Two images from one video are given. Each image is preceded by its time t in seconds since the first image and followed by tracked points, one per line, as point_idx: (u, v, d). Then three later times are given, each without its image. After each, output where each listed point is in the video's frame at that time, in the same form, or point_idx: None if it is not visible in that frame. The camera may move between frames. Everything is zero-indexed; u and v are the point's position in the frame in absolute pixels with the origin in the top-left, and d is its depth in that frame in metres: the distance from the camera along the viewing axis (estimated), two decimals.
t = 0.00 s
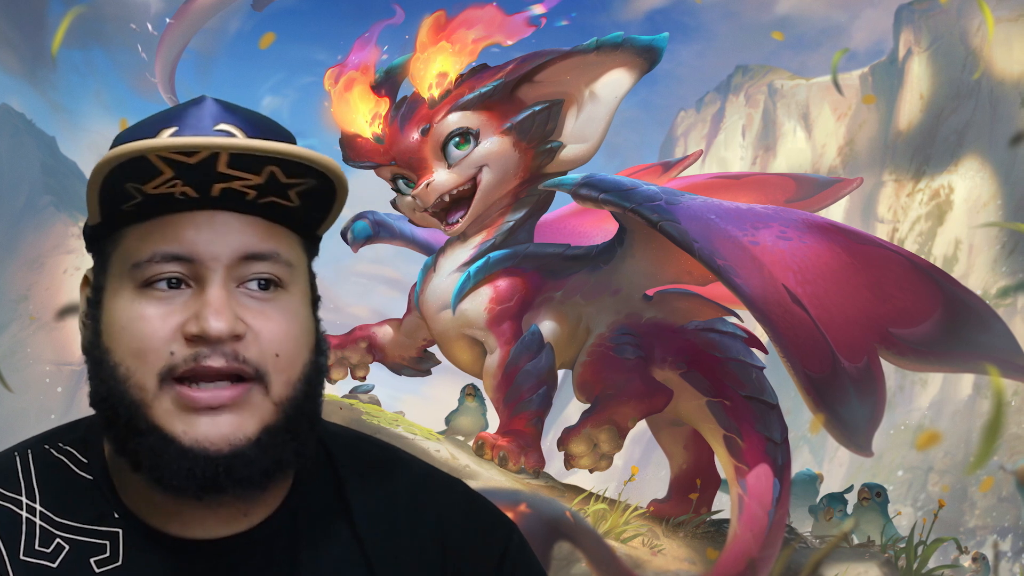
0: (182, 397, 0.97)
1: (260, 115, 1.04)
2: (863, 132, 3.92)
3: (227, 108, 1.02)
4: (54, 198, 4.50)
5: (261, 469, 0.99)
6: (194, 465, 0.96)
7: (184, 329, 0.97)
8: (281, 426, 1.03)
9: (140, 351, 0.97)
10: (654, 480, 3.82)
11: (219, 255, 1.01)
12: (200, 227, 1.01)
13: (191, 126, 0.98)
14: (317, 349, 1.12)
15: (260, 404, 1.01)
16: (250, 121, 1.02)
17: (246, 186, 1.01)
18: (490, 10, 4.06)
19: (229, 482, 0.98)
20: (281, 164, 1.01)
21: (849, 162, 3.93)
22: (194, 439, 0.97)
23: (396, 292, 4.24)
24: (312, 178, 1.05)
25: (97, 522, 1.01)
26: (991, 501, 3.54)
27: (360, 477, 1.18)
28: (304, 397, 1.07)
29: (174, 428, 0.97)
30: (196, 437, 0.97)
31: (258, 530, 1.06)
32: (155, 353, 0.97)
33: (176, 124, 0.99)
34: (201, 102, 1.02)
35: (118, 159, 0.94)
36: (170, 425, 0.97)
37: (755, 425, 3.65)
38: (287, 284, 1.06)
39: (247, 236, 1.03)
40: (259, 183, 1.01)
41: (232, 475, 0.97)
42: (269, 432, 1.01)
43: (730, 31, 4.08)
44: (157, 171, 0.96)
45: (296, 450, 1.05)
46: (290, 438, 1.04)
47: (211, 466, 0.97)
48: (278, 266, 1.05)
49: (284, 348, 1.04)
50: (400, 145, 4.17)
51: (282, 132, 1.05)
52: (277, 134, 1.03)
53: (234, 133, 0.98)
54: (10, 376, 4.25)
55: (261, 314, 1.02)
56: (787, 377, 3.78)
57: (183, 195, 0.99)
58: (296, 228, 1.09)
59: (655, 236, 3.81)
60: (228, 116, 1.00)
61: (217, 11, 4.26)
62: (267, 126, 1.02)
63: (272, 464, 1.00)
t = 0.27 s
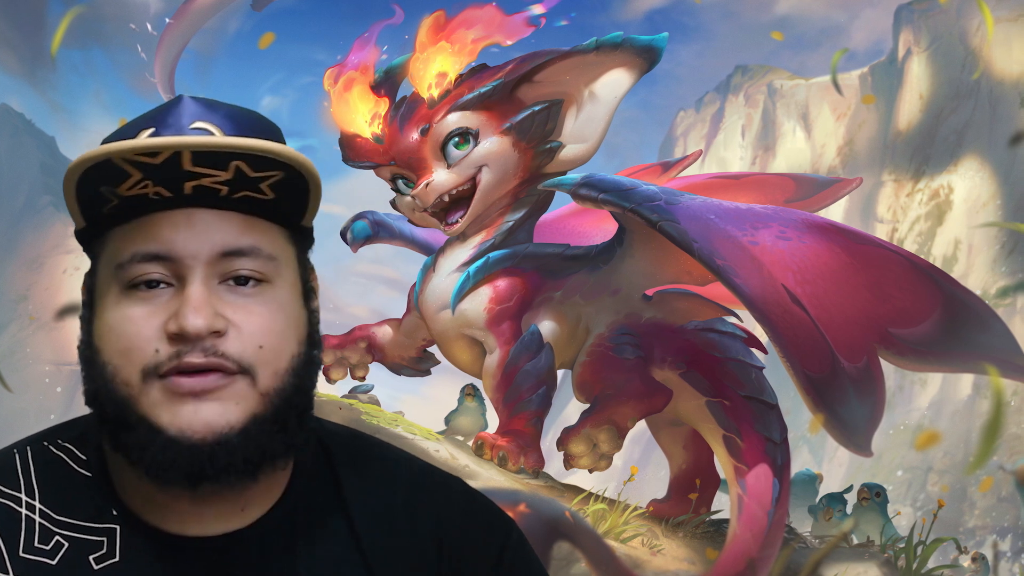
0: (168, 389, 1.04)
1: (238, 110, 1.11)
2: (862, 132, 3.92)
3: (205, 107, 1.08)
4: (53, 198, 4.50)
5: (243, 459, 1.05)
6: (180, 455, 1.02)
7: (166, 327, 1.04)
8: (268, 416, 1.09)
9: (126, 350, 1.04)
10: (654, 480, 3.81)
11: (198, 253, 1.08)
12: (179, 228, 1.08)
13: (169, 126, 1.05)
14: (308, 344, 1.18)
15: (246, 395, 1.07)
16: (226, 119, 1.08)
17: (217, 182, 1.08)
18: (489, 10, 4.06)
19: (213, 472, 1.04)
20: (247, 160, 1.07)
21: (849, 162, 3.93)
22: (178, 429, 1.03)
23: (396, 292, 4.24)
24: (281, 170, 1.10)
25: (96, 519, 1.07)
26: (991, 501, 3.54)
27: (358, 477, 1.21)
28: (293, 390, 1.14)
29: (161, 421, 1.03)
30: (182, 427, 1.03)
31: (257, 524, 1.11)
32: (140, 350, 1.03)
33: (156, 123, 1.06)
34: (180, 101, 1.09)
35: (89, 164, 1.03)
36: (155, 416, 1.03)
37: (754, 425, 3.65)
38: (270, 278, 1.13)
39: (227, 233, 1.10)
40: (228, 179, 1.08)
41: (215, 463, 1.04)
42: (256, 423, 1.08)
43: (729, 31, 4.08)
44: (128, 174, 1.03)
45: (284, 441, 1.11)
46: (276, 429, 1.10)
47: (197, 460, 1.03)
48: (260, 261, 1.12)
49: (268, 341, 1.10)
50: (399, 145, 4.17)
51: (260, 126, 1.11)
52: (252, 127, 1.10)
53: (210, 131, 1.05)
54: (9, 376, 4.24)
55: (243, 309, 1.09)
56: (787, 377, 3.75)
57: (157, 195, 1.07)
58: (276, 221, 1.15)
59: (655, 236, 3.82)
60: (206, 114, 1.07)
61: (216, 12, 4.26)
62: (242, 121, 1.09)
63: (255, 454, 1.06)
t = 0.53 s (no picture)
0: (148, 401, 1.04)
1: (205, 112, 1.11)
2: (862, 132, 3.92)
3: (171, 113, 1.08)
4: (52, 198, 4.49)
5: (227, 468, 1.07)
6: (163, 462, 1.03)
7: (142, 339, 1.05)
8: (251, 422, 1.10)
9: (106, 363, 1.05)
10: (653, 480, 3.81)
11: (171, 264, 1.08)
12: (150, 239, 1.09)
13: (138, 136, 1.05)
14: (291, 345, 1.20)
15: (227, 403, 1.08)
16: (195, 123, 1.08)
17: (181, 194, 1.08)
18: (489, 10, 4.05)
19: (196, 480, 1.05)
20: (204, 171, 1.06)
21: (848, 162, 3.92)
22: (162, 437, 1.04)
23: (396, 292, 4.24)
24: (243, 179, 1.09)
25: (96, 520, 1.09)
26: (990, 501, 3.54)
27: (358, 476, 1.22)
28: (278, 394, 1.15)
29: (145, 430, 1.04)
30: (164, 437, 1.04)
31: (256, 525, 1.11)
32: (120, 363, 1.04)
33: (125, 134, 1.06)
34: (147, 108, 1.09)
35: (50, 185, 1.04)
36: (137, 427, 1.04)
37: (754, 425, 3.65)
38: (247, 282, 1.14)
39: (200, 240, 1.10)
40: (190, 190, 1.08)
41: (198, 471, 1.05)
42: (238, 430, 1.08)
43: (729, 31, 4.08)
44: (90, 193, 1.04)
45: (270, 446, 1.11)
46: (262, 434, 1.11)
47: (179, 469, 1.04)
48: (237, 267, 1.12)
49: (246, 348, 1.10)
50: (398, 145, 4.17)
51: (231, 123, 1.12)
52: (222, 130, 1.10)
53: (180, 138, 1.05)
54: (8, 376, 4.24)
55: (220, 317, 1.09)
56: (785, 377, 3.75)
57: (123, 209, 1.08)
58: (249, 224, 1.15)
59: (654, 236, 3.81)
60: (175, 120, 1.07)
61: (215, 11, 4.25)
62: (211, 125, 1.09)
63: (240, 464, 1.08)
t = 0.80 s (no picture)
0: (143, 408, 1.05)
1: (197, 110, 1.09)
2: (861, 133, 3.93)
3: (163, 112, 1.07)
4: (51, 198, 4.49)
5: (222, 474, 1.07)
6: (158, 471, 1.04)
7: (135, 340, 1.05)
8: (245, 426, 1.10)
9: (102, 366, 1.06)
10: (653, 480, 3.80)
11: (162, 263, 1.08)
12: (140, 238, 1.08)
13: (128, 136, 1.04)
14: (286, 343, 1.20)
15: (221, 408, 1.09)
16: (187, 122, 1.07)
17: (170, 192, 1.07)
18: (488, 10, 4.05)
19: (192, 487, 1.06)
20: (193, 168, 1.04)
21: (847, 162, 3.93)
22: (155, 445, 1.04)
23: (396, 292, 4.23)
24: (233, 175, 1.07)
25: (93, 521, 1.09)
26: (990, 501, 3.54)
27: (357, 476, 1.22)
28: (271, 395, 1.15)
29: (139, 437, 1.05)
30: (160, 445, 1.05)
31: (255, 526, 1.11)
32: (113, 366, 1.05)
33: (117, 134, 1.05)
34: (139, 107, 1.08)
35: (39, 185, 1.03)
36: (132, 433, 1.05)
37: (753, 425, 3.65)
38: (240, 281, 1.13)
39: (191, 239, 1.09)
40: (180, 188, 1.07)
41: (193, 479, 1.05)
42: (233, 436, 1.09)
43: (728, 31, 4.08)
44: (79, 192, 1.04)
45: (266, 448, 1.12)
46: (257, 437, 1.11)
47: (172, 475, 1.04)
48: (229, 265, 1.12)
49: (238, 350, 1.10)
50: (398, 145, 4.17)
51: (223, 122, 1.10)
52: (216, 130, 1.09)
53: (171, 138, 1.04)
54: (7, 376, 4.24)
55: (212, 316, 1.09)
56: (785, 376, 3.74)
57: (114, 208, 1.07)
58: (241, 220, 1.14)
59: (654, 236, 3.81)
60: (167, 119, 1.06)
61: (215, 11, 4.25)
62: (203, 123, 1.08)
63: (236, 470, 1.08)
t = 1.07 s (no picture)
0: (147, 403, 1.05)
1: (198, 111, 1.10)
2: (861, 133, 3.93)
3: (164, 113, 1.08)
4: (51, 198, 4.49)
5: (222, 472, 1.07)
6: (160, 468, 1.03)
7: (137, 343, 1.05)
8: (247, 426, 1.10)
9: (102, 368, 1.06)
10: (652, 480, 3.80)
11: (166, 267, 1.09)
12: (143, 243, 1.09)
13: (129, 137, 1.05)
14: (289, 352, 1.21)
15: (222, 407, 1.08)
16: (189, 124, 1.08)
17: (174, 197, 1.08)
18: (488, 10, 4.05)
19: (193, 485, 1.05)
20: (198, 174, 1.06)
21: (847, 162, 3.92)
22: (156, 444, 1.04)
23: (396, 292, 4.23)
24: (237, 181, 1.08)
25: (92, 522, 1.09)
26: (990, 501, 3.54)
27: (356, 477, 1.22)
28: (273, 399, 1.15)
29: (140, 436, 1.04)
30: (163, 440, 1.04)
31: (255, 527, 1.12)
32: (116, 370, 1.05)
33: (118, 135, 1.06)
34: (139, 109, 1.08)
35: (42, 189, 1.03)
36: (133, 431, 1.04)
37: (752, 425, 3.65)
38: (242, 284, 1.14)
39: (193, 243, 1.10)
40: (185, 193, 1.08)
41: (195, 476, 1.05)
42: (234, 436, 1.08)
43: (728, 31, 4.08)
44: (83, 196, 1.04)
45: (266, 450, 1.11)
46: (259, 438, 1.11)
47: (174, 470, 1.04)
48: (232, 269, 1.13)
49: (241, 352, 1.10)
50: (397, 145, 4.17)
51: (224, 123, 1.11)
52: (218, 130, 1.10)
53: (173, 141, 1.05)
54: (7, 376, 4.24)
55: (215, 320, 1.10)
56: (784, 376, 3.74)
57: (116, 213, 1.07)
58: (244, 225, 1.15)
59: (653, 236, 3.81)
60: (168, 121, 1.07)
61: (214, 11, 4.25)
62: (205, 125, 1.09)
63: (238, 468, 1.08)
